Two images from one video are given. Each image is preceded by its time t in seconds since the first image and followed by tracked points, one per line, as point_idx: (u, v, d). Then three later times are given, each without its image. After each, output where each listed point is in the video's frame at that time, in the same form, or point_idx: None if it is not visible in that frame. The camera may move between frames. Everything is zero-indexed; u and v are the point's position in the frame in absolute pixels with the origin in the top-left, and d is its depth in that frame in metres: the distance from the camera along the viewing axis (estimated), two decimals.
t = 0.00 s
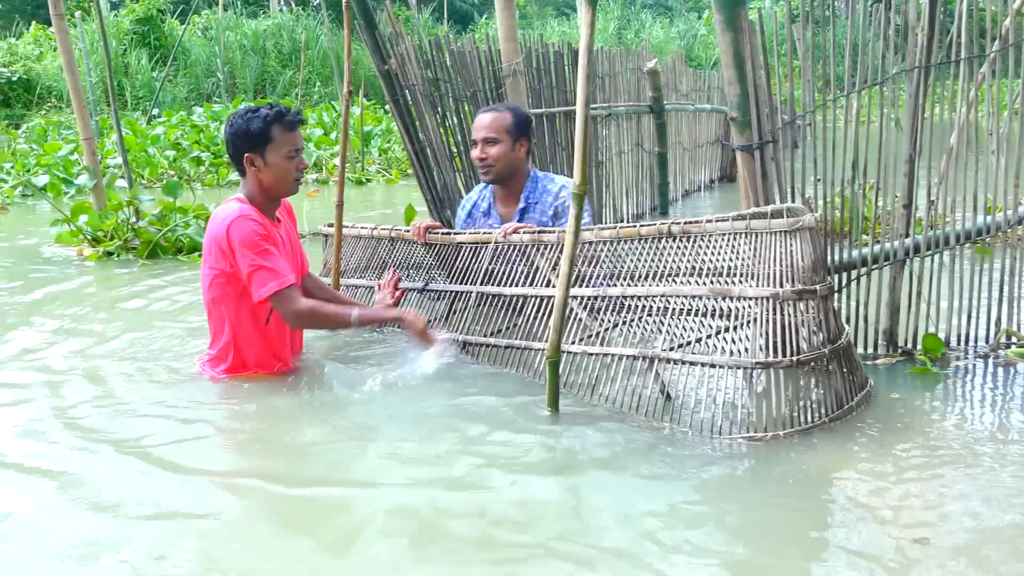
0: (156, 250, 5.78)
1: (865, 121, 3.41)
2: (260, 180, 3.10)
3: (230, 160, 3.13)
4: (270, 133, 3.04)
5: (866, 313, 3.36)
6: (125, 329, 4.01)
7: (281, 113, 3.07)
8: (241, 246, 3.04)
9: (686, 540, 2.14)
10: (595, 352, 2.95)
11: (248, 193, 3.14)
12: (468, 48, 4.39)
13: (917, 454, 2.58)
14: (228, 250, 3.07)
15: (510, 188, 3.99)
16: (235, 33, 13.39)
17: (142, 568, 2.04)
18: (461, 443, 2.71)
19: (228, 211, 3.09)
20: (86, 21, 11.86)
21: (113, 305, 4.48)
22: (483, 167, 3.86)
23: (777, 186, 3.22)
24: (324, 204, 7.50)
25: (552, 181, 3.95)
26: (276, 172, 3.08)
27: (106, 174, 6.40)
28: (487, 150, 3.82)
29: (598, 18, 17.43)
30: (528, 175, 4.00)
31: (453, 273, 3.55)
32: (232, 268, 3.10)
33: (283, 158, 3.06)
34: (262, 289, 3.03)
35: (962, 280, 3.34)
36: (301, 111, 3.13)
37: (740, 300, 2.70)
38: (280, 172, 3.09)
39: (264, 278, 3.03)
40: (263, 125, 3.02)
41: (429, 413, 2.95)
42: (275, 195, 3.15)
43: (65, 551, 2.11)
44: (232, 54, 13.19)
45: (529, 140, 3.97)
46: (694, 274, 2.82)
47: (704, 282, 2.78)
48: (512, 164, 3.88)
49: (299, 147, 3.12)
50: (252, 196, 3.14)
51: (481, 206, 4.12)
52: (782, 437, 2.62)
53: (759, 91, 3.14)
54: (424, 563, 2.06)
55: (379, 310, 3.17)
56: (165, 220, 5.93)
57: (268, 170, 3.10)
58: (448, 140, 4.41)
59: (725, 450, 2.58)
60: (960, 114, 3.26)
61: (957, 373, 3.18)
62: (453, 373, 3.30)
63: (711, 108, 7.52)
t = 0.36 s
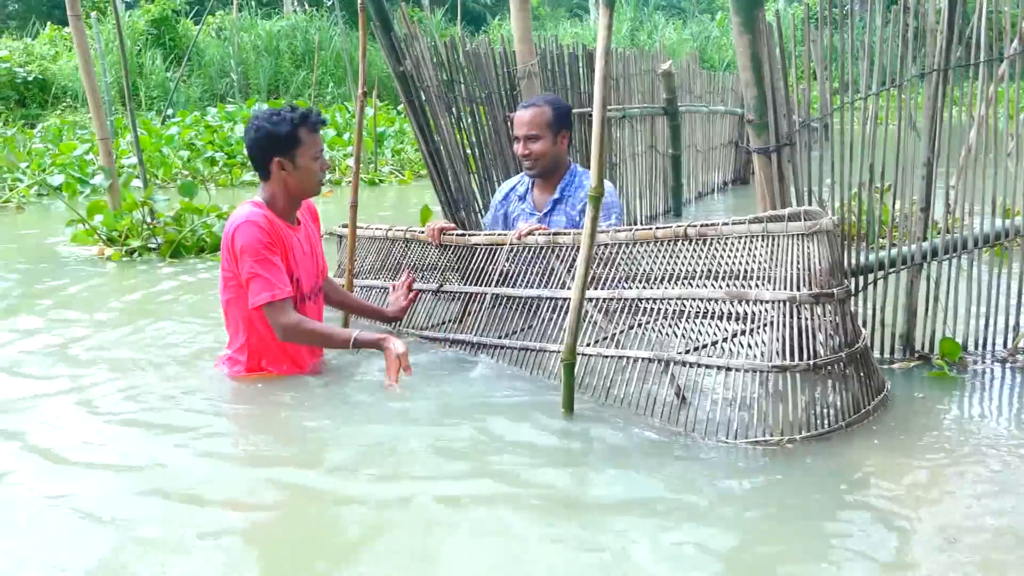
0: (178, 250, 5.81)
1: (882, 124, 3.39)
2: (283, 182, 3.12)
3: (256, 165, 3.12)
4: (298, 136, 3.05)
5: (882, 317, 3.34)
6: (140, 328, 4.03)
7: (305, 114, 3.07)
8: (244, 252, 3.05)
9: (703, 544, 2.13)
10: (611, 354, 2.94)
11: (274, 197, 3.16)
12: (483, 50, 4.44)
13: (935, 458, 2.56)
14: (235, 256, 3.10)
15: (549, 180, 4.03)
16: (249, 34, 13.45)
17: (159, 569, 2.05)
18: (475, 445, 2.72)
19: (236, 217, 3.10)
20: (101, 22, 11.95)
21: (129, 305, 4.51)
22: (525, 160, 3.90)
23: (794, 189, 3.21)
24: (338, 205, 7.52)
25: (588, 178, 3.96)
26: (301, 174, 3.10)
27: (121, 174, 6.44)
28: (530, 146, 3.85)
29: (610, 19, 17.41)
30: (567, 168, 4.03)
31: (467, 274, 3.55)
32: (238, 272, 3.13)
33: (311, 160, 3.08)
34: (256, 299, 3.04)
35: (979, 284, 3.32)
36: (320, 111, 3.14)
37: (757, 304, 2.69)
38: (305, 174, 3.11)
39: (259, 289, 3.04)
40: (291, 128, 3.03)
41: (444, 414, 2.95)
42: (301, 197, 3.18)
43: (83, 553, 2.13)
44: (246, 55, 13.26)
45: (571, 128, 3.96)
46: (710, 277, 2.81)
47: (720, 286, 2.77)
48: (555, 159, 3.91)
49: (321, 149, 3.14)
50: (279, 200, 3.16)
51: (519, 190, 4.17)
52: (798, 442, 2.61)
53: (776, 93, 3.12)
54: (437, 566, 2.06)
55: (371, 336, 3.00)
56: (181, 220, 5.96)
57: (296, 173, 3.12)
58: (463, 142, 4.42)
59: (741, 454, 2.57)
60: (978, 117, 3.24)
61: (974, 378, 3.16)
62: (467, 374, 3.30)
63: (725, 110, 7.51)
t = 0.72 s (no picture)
0: (195, 250, 5.83)
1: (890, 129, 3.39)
2: (298, 190, 3.11)
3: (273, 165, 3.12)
4: (315, 149, 3.02)
5: (888, 322, 3.34)
6: (147, 328, 4.04)
7: (330, 128, 3.04)
8: (261, 254, 3.05)
9: (707, 548, 2.13)
10: (616, 358, 2.95)
11: (284, 202, 3.15)
12: (491, 53, 4.47)
13: (940, 464, 2.56)
14: (247, 259, 3.10)
15: (554, 182, 4.04)
16: (257, 35, 13.48)
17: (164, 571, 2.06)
18: (480, 448, 2.72)
19: (248, 220, 3.10)
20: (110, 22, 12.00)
21: (136, 305, 4.52)
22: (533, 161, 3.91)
23: (801, 193, 3.20)
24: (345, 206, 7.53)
25: (594, 180, 3.96)
26: (314, 186, 3.08)
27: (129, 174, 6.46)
28: (540, 149, 3.86)
29: (617, 22, 17.40)
30: (574, 169, 4.04)
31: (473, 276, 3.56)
32: (254, 275, 3.12)
33: (324, 175, 3.06)
34: (283, 294, 3.01)
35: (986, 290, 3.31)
36: (349, 129, 3.10)
37: (763, 308, 2.68)
38: (319, 187, 3.08)
39: (285, 284, 3.01)
40: (309, 139, 3.01)
41: (448, 417, 2.96)
42: (311, 208, 3.16)
43: (91, 552, 2.14)
44: (254, 55, 13.29)
45: (580, 129, 3.98)
46: (716, 281, 2.81)
47: (727, 290, 2.77)
48: (564, 161, 3.92)
49: (340, 164, 3.10)
50: (289, 206, 3.15)
51: (524, 188, 4.19)
52: (804, 446, 2.61)
53: (784, 98, 3.12)
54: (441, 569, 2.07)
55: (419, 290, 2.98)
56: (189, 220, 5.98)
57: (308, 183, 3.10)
58: (470, 145, 4.43)
59: (745, 459, 2.57)
60: (986, 122, 3.23)
61: (980, 384, 3.15)
62: (472, 376, 3.31)
63: (732, 112, 7.50)
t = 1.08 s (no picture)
0: (206, 251, 5.87)
1: (892, 132, 3.39)
2: (343, 195, 3.13)
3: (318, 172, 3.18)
4: (349, 150, 3.05)
5: (890, 326, 3.34)
6: (151, 331, 4.06)
7: (362, 129, 3.06)
8: (302, 251, 3.11)
9: (709, 552, 2.13)
10: (618, 361, 2.96)
11: (333, 207, 3.19)
12: (493, 57, 4.50)
13: (942, 468, 2.56)
14: (290, 256, 3.17)
15: (551, 189, 4.06)
16: (260, 38, 13.52)
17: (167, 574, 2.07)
18: (483, 451, 2.73)
19: (295, 219, 3.17)
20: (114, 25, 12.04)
21: (140, 308, 4.54)
22: (532, 167, 3.92)
23: (803, 198, 3.21)
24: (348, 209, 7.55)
25: (591, 188, 3.99)
26: (357, 189, 3.09)
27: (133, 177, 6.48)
28: (542, 154, 3.86)
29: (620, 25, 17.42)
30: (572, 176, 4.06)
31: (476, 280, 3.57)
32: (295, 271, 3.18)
33: (363, 176, 3.07)
34: (315, 294, 3.07)
35: (988, 294, 3.31)
36: (384, 128, 3.11)
37: (766, 312, 2.69)
38: (362, 189, 3.08)
39: (318, 284, 3.07)
40: (343, 142, 3.04)
41: (450, 421, 2.96)
42: (359, 210, 3.17)
43: (94, 555, 2.14)
44: (257, 58, 13.33)
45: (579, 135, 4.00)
46: (719, 285, 2.82)
47: (730, 294, 2.78)
48: (564, 167, 3.95)
49: (380, 163, 3.10)
50: (337, 210, 3.18)
51: (523, 192, 4.21)
52: (806, 450, 2.61)
53: (786, 103, 3.13)
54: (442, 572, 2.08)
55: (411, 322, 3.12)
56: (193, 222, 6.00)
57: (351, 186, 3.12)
58: (473, 148, 4.45)
59: (747, 463, 2.57)
60: (989, 126, 3.23)
61: (982, 388, 3.16)
62: (475, 380, 3.32)
63: (734, 115, 7.51)
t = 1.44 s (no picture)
0: (211, 254, 5.87)
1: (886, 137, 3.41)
2: (358, 190, 3.20)
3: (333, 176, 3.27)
4: (354, 144, 3.14)
5: (885, 330, 3.35)
6: (147, 335, 4.06)
7: (360, 120, 3.14)
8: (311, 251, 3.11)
9: (704, 555, 2.14)
10: (614, 365, 2.97)
11: (351, 206, 3.25)
12: (489, 61, 4.47)
13: (938, 473, 2.57)
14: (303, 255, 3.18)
15: (539, 201, 4.07)
16: (258, 42, 13.53)
17: None
18: (478, 455, 2.73)
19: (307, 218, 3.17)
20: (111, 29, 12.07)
21: (136, 311, 4.54)
22: (519, 177, 3.95)
23: (799, 202, 3.22)
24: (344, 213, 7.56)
25: (577, 204, 3.99)
26: (369, 181, 3.15)
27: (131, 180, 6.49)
28: (532, 164, 3.89)
29: (617, 30, 17.45)
30: (558, 191, 4.07)
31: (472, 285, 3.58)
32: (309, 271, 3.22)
33: (373, 165, 3.14)
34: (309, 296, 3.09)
35: (982, 300, 3.32)
36: (380, 114, 3.19)
37: (760, 317, 2.70)
38: (376, 179, 3.15)
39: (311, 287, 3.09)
40: (345, 138, 3.13)
41: (446, 426, 2.96)
42: (378, 202, 3.22)
43: (90, 558, 2.15)
44: (255, 62, 13.35)
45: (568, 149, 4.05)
46: (714, 289, 2.83)
47: (725, 298, 2.80)
48: (552, 180, 3.96)
49: (386, 150, 3.17)
50: (356, 207, 3.24)
51: (507, 201, 4.18)
52: (800, 455, 2.61)
53: (781, 107, 3.14)
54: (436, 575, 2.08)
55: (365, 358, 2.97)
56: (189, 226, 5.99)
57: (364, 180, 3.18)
58: (470, 150, 4.53)
59: (742, 467, 2.58)
60: (983, 132, 3.24)
61: (978, 393, 3.17)
62: (471, 384, 3.33)
63: (731, 120, 7.52)
